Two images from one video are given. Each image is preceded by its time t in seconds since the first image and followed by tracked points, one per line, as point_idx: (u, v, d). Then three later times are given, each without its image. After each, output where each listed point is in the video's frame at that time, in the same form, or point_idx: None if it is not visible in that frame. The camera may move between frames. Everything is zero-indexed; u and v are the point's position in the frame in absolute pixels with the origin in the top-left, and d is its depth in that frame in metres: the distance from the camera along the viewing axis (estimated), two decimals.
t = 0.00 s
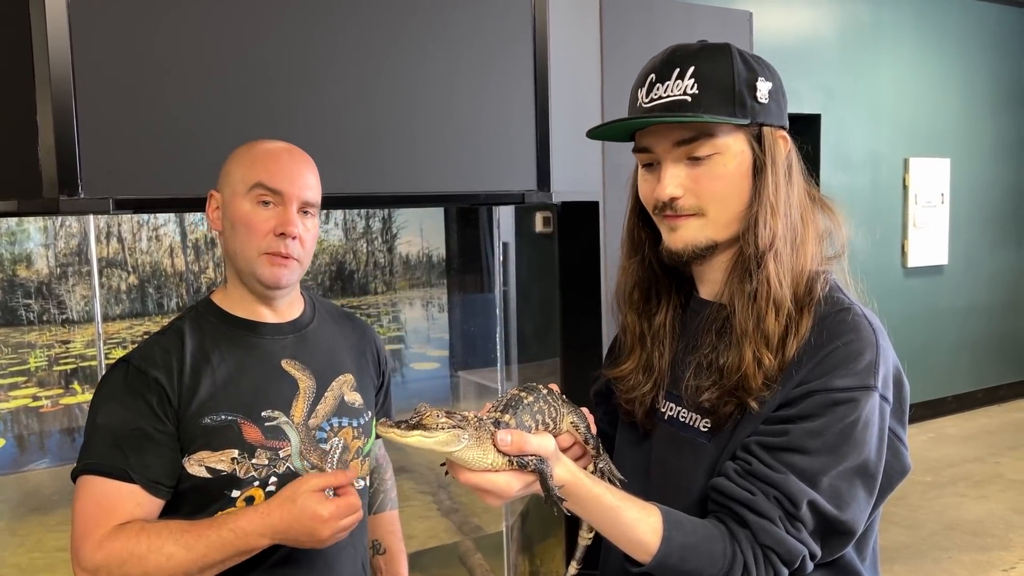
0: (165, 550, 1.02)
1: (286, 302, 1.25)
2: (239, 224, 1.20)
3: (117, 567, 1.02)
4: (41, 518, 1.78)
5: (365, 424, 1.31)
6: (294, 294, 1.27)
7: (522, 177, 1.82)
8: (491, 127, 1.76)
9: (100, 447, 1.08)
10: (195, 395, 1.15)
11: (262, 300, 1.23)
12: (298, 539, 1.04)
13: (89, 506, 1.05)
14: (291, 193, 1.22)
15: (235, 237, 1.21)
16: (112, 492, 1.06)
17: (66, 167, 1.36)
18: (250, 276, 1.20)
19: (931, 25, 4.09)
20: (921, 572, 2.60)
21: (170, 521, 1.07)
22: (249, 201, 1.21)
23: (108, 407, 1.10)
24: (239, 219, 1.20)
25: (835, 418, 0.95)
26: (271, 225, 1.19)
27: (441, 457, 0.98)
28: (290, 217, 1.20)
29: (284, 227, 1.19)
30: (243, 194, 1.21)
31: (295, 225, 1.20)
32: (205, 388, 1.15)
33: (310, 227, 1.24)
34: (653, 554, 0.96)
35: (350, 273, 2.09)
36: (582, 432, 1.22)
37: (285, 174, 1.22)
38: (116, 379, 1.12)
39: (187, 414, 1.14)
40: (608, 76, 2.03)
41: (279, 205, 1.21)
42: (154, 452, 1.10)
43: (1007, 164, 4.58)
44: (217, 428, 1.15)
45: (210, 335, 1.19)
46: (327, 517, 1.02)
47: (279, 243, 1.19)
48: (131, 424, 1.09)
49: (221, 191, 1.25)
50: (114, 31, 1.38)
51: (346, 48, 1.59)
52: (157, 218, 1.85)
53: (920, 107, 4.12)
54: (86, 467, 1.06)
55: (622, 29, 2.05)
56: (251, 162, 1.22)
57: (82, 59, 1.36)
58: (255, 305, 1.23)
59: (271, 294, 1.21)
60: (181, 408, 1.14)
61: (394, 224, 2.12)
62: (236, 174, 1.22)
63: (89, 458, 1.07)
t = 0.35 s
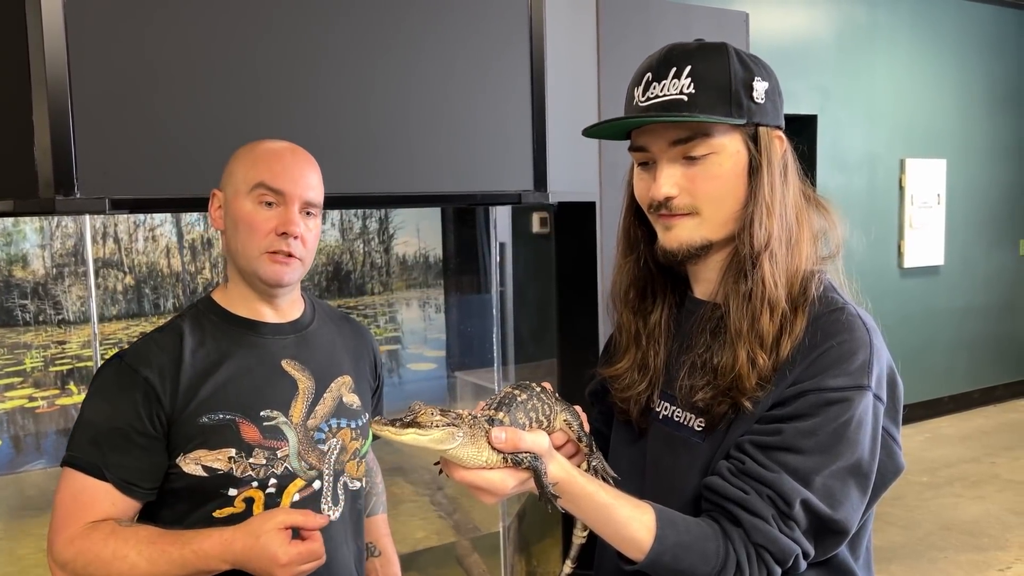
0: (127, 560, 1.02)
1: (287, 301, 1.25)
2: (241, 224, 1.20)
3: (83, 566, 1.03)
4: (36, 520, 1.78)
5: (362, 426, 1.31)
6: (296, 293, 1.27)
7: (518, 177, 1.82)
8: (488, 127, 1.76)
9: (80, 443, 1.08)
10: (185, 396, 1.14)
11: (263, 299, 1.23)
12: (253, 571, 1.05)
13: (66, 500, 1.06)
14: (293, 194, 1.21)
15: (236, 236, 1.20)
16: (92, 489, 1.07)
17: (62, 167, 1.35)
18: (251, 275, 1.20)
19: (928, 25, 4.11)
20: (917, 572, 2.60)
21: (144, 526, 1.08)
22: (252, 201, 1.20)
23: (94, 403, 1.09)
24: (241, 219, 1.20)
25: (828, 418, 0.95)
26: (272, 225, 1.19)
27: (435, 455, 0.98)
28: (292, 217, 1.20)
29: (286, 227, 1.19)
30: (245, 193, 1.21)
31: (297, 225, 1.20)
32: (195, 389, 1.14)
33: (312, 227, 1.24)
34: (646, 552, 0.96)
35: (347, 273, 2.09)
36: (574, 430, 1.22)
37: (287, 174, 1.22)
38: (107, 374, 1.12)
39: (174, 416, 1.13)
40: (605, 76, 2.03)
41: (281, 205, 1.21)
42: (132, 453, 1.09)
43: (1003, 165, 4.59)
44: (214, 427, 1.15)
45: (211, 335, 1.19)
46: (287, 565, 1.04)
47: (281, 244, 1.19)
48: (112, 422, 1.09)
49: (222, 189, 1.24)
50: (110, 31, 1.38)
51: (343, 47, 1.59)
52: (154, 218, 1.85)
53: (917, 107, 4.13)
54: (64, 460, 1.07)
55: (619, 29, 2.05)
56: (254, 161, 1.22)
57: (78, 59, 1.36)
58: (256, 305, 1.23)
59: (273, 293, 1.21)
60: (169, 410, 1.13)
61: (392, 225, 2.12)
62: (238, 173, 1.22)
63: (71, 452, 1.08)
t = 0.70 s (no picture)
0: (124, 560, 1.03)
1: (281, 304, 1.25)
2: (231, 230, 1.20)
3: (80, 571, 1.03)
4: (34, 522, 1.78)
5: (357, 427, 1.31)
6: (288, 296, 1.27)
7: (515, 178, 1.82)
8: (484, 128, 1.76)
9: (76, 448, 1.08)
10: (177, 400, 1.14)
11: (255, 303, 1.23)
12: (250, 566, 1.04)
13: (62, 505, 1.06)
14: (282, 198, 1.21)
15: (226, 242, 1.20)
16: (89, 494, 1.07)
17: (59, 168, 1.35)
18: (242, 280, 1.20)
19: (924, 26, 4.12)
20: (913, 572, 2.61)
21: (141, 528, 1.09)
22: (240, 207, 1.20)
23: (88, 408, 1.10)
24: (230, 224, 1.20)
25: (821, 419, 0.96)
26: (262, 229, 1.19)
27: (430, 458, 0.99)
28: (281, 221, 1.20)
29: (275, 232, 1.19)
30: (233, 200, 1.21)
31: (286, 229, 1.20)
32: (188, 393, 1.15)
33: (301, 230, 1.24)
34: (637, 553, 0.96)
35: (344, 275, 2.09)
36: (564, 430, 1.22)
37: (276, 178, 1.22)
38: (100, 379, 1.13)
39: (167, 419, 1.14)
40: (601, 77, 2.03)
41: (270, 210, 1.21)
42: (127, 457, 1.10)
43: (999, 165, 4.61)
44: (206, 430, 1.15)
45: (203, 339, 1.19)
46: (286, 551, 1.04)
47: (270, 248, 1.19)
48: (107, 426, 1.09)
49: (212, 194, 1.24)
50: (107, 33, 1.38)
51: (339, 49, 1.59)
52: (151, 220, 1.85)
53: (913, 108, 4.14)
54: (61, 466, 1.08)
55: (615, 30, 2.06)
56: (241, 166, 1.22)
57: (75, 61, 1.36)
58: (250, 309, 1.23)
59: (264, 297, 1.22)
60: (161, 413, 1.13)
61: (389, 226, 2.13)
62: (227, 177, 1.22)
63: (67, 457, 1.08)
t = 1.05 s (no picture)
0: (124, 561, 1.02)
1: (278, 304, 1.26)
2: (224, 232, 1.20)
3: (79, 571, 1.02)
4: (32, 522, 1.78)
5: (355, 426, 1.32)
6: (285, 296, 1.28)
7: (513, 178, 1.82)
8: (482, 128, 1.77)
9: (73, 450, 1.08)
10: (176, 400, 1.14)
11: (253, 305, 1.23)
12: (253, 562, 1.04)
13: (60, 506, 1.06)
14: (274, 198, 1.21)
15: (221, 244, 1.20)
16: (87, 495, 1.06)
17: (57, 169, 1.35)
18: (238, 281, 1.21)
19: (921, 27, 4.12)
20: (910, 573, 2.62)
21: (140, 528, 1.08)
22: (232, 209, 1.20)
23: (84, 409, 1.10)
24: (224, 226, 1.20)
25: (817, 420, 0.96)
26: (255, 230, 1.20)
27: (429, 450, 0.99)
28: (274, 221, 1.20)
29: (269, 232, 1.19)
30: (226, 202, 1.21)
31: (280, 228, 1.20)
32: (187, 393, 1.15)
33: (295, 229, 1.24)
34: (631, 549, 0.96)
35: (342, 276, 2.09)
36: (554, 428, 1.22)
37: (268, 178, 1.21)
38: (97, 381, 1.12)
39: (165, 419, 1.14)
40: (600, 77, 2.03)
41: (263, 210, 1.21)
42: (126, 457, 1.09)
43: (996, 166, 4.61)
44: (204, 430, 1.15)
45: (199, 337, 1.19)
46: (290, 544, 1.04)
47: (265, 249, 1.19)
48: (104, 428, 1.09)
49: (205, 196, 1.24)
50: (105, 33, 1.38)
51: (337, 49, 1.59)
52: (149, 220, 1.85)
53: (911, 109, 4.14)
54: (59, 468, 1.08)
55: (613, 31, 2.06)
56: (232, 166, 1.22)
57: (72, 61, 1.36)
58: (247, 310, 1.23)
59: (261, 299, 1.22)
60: (159, 413, 1.13)
61: (387, 227, 2.13)
62: (218, 179, 1.22)
63: (65, 460, 1.08)
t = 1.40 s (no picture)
0: (134, 534, 1.01)
1: (268, 304, 1.26)
2: (204, 235, 1.20)
3: (93, 560, 1.01)
4: (30, 524, 1.77)
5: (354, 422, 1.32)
6: (275, 295, 1.28)
7: (511, 179, 1.82)
8: (480, 129, 1.76)
9: (80, 448, 1.07)
10: (174, 395, 1.14)
11: (244, 304, 1.23)
12: (270, 493, 1.00)
13: (68, 503, 1.04)
14: (249, 195, 1.21)
15: (204, 248, 1.20)
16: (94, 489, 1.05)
17: (54, 170, 1.35)
18: (225, 284, 1.20)
19: (919, 27, 4.12)
20: (909, 573, 2.62)
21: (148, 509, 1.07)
22: (209, 211, 1.20)
23: (86, 409, 1.09)
24: (204, 230, 1.20)
25: (815, 424, 0.96)
26: (234, 230, 1.19)
27: (426, 452, 0.98)
28: (252, 219, 1.20)
29: (248, 230, 1.19)
30: (202, 204, 1.21)
31: (259, 225, 1.20)
32: (183, 389, 1.15)
33: (275, 224, 1.23)
34: (626, 552, 0.96)
35: (340, 277, 2.09)
36: (550, 429, 1.22)
37: (240, 176, 1.21)
38: (96, 381, 1.12)
39: (164, 413, 1.13)
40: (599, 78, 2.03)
41: (240, 208, 1.21)
42: (134, 451, 1.09)
43: (994, 166, 4.61)
44: (202, 427, 1.15)
45: (193, 336, 1.19)
46: (297, 449, 1.00)
47: (247, 247, 1.19)
48: (110, 423, 1.09)
49: (184, 204, 1.24)
50: (102, 33, 1.38)
51: (334, 49, 1.59)
52: (147, 222, 1.85)
53: (909, 109, 4.14)
54: (67, 468, 1.06)
55: (611, 31, 2.06)
56: (205, 169, 1.22)
57: (69, 61, 1.36)
58: (238, 310, 1.23)
59: (250, 298, 1.22)
60: (158, 406, 1.13)
61: (386, 228, 2.13)
62: (193, 185, 1.22)
63: (72, 459, 1.07)
